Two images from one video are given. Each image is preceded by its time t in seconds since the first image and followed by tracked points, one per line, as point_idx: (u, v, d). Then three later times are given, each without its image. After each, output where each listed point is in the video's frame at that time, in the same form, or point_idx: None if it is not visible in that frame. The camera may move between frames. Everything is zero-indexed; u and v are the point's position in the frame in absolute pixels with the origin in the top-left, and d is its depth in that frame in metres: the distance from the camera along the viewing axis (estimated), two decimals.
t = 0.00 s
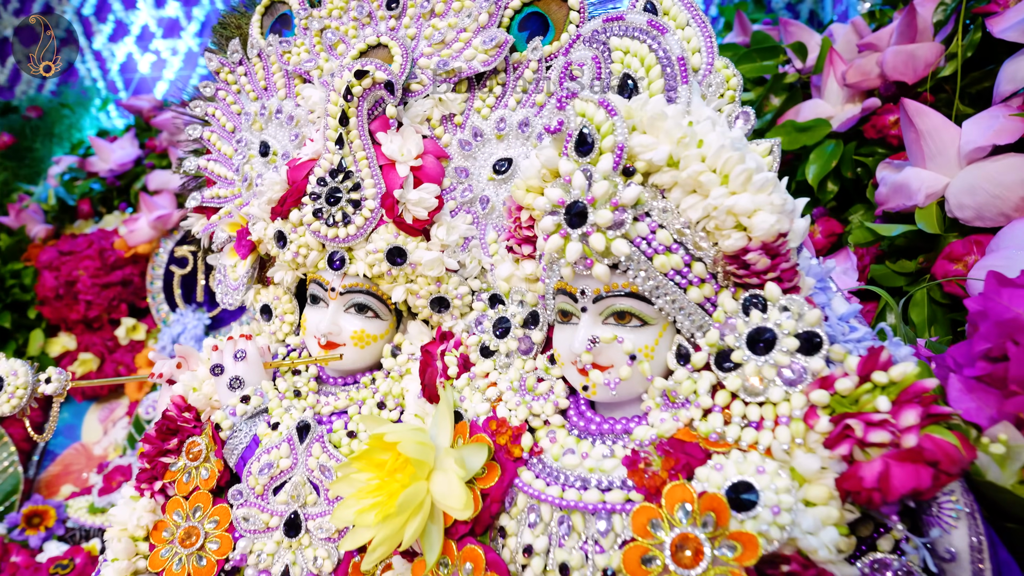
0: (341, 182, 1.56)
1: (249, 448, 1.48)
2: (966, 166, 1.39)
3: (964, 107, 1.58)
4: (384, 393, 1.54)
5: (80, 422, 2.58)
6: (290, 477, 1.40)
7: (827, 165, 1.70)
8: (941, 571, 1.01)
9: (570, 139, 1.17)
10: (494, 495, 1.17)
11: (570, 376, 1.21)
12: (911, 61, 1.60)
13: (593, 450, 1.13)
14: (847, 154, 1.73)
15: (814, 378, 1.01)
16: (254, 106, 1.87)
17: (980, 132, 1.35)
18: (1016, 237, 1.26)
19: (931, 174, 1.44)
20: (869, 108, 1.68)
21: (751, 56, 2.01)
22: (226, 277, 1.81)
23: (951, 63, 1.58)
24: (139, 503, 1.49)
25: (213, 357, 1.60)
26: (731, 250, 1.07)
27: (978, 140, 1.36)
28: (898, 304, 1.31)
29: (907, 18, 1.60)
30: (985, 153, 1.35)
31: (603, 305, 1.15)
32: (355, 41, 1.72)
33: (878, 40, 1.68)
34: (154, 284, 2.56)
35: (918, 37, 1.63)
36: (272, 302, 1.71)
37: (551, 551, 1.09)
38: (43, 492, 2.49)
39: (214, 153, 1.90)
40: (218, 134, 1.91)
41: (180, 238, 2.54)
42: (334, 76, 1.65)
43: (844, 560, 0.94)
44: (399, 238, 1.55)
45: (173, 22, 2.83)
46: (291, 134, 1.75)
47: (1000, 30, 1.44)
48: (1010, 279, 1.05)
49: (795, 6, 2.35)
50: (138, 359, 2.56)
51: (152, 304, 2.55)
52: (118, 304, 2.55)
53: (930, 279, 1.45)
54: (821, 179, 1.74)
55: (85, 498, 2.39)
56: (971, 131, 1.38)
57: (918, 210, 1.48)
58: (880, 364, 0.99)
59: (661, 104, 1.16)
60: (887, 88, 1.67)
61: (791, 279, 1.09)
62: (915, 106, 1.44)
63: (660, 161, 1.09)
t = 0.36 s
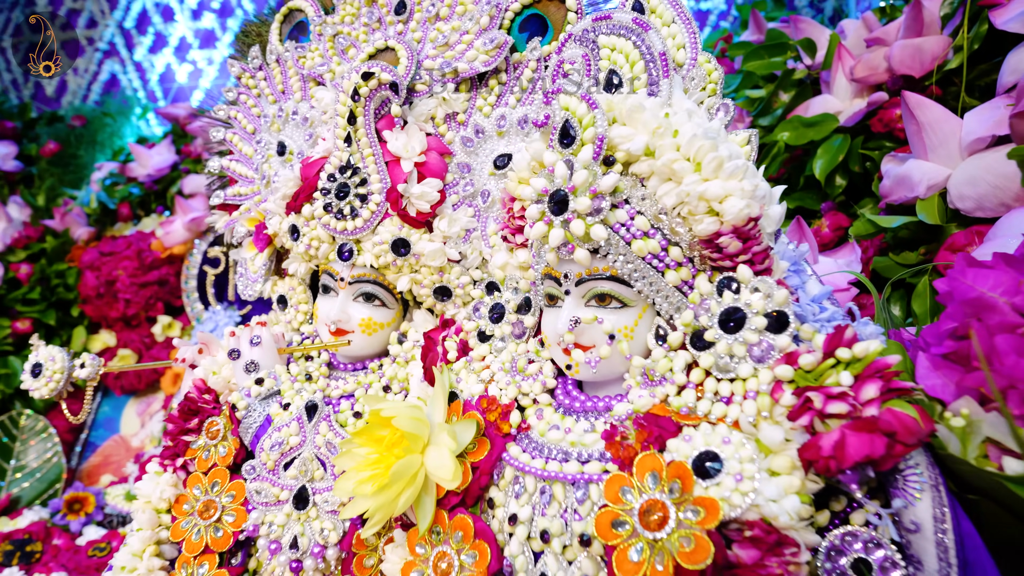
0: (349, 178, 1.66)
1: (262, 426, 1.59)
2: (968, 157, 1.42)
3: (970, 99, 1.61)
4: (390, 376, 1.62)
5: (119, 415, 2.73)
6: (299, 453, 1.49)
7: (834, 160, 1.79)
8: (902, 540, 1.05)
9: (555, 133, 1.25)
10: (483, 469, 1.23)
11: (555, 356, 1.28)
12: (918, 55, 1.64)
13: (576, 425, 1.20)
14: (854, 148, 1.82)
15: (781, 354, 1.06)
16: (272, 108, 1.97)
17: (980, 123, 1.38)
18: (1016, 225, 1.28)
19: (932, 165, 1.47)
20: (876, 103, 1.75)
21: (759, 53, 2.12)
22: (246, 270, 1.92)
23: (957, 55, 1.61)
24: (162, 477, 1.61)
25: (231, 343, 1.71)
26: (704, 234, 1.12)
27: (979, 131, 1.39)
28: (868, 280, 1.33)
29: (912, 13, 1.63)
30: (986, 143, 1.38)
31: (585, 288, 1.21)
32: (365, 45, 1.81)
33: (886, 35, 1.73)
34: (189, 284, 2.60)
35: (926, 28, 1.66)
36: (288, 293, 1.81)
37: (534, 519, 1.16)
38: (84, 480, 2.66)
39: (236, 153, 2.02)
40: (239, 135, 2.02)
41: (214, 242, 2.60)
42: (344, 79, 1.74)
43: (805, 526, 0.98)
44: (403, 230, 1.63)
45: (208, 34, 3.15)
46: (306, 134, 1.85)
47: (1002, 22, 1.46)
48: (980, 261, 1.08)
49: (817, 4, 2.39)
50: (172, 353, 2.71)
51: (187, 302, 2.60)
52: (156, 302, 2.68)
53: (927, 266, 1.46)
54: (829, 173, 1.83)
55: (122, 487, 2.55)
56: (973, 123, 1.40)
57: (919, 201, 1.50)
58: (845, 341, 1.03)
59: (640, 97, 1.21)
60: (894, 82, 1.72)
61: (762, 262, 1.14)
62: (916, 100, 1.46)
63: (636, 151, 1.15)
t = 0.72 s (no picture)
0: (365, 180, 1.77)
1: (284, 410, 1.72)
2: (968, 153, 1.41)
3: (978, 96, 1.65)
4: (403, 366, 1.72)
5: (160, 410, 2.91)
6: (317, 434, 1.63)
7: (842, 157, 1.91)
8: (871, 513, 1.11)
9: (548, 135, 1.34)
10: (482, 447, 1.33)
11: (548, 342, 1.37)
12: (925, 53, 1.68)
13: (566, 407, 1.29)
14: (861, 147, 1.94)
15: (754, 338, 1.13)
16: (296, 116, 2.10)
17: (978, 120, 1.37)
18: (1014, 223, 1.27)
19: (935, 162, 1.51)
20: (882, 102, 1.84)
21: (768, 54, 2.20)
22: (272, 268, 2.05)
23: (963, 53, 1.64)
24: (194, 458, 1.74)
25: (257, 335, 1.85)
26: (684, 227, 1.20)
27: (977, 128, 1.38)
28: (850, 273, 1.38)
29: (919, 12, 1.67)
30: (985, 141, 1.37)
31: (575, 279, 1.30)
32: (381, 55, 1.93)
33: (894, 33, 1.77)
34: (224, 285, 2.72)
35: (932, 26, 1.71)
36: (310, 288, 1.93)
37: (527, 493, 1.25)
38: (127, 471, 2.83)
39: (264, 158, 2.16)
40: (266, 141, 2.16)
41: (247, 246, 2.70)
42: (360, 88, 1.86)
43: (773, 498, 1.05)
44: (415, 228, 1.74)
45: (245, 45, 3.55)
46: (326, 140, 1.97)
47: (1004, 18, 1.47)
48: (949, 250, 1.14)
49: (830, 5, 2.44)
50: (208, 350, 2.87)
51: (224, 303, 2.73)
52: (194, 302, 2.84)
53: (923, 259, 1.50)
54: (837, 170, 1.95)
55: (162, 476, 2.72)
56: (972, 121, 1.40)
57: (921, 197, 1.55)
58: (813, 326, 1.09)
59: (626, 100, 1.30)
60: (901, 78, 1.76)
61: (739, 253, 1.21)
62: (916, 97, 1.50)
63: (621, 151, 1.23)
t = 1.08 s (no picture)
0: (386, 185, 1.92)
1: (313, 395, 1.90)
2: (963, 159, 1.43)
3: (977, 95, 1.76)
4: (421, 355, 1.88)
5: (202, 403, 3.12)
6: (342, 417, 1.80)
7: (847, 158, 2.01)
8: (838, 487, 1.21)
9: (548, 143, 1.48)
10: (487, 426, 1.47)
11: (548, 332, 1.49)
12: (927, 55, 1.79)
13: (563, 390, 1.42)
14: (866, 147, 2.04)
15: (730, 325, 1.25)
16: (324, 126, 2.27)
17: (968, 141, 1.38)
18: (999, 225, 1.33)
19: (931, 162, 1.59)
20: (886, 103, 1.94)
21: (777, 59, 2.32)
22: (303, 267, 2.22)
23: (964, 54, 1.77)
24: (231, 439, 1.92)
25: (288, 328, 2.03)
26: (668, 225, 1.32)
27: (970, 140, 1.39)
28: (828, 267, 1.46)
29: (919, 17, 1.79)
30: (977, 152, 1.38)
31: (571, 273, 1.43)
32: (403, 69, 2.08)
33: (898, 36, 1.90)
34: (262, 284, 2.90)
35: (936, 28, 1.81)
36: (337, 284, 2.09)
37: (527, 466, 1.39)
38: (172, 460, 3.05)
39: (295, 166, 2.33)
40: (298, 150, 2.33)
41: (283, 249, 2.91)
42: (383, 100, 2.01)
43: (745, 470, 1.16)
44: (432, 229, 1.88)
45: (280, 56, 3.83)
46: (351, 148, 2.13)
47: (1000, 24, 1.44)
48: (914, 245, 1.23)
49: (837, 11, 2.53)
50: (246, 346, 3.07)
51: (261, 302, 2.90)
52: (233, 301, 3.04)
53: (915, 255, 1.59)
54: (842, 170, 2.04)
55: (203, 465, 2.91)
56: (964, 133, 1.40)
57: (918, 196, 1.63)
58: (783, 315, 1.20)
59: (617, 110, 1.42)
60: (905, 82, 1.85)
61: (719, 248, 1.32)
62: (912, 100, 1.59)
63: (611, 157, 1.36)
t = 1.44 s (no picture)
0: (406, 202, 2.06)
1: (339, 395, 2.06)
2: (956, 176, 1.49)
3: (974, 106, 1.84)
4: (439, 360, 2.02)
5: (238, 403, 3.30)
6: (366, 416, 1.95)
7: (851, 169, 2.08)
8: (815, 485, 1.31)
9: (550, 166, 1.61)
10: (496, 425, 1.61)
11: (552, 340, 1.63)
12: (930, 69, 1.87)
13: (564, 393, 1.55)
14: (870, 159, 2.12)
15: (713, 334, 1.37)
16: (350, 145, 2.42)
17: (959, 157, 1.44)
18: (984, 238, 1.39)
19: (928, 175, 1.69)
20: (887, 116, 2.01)
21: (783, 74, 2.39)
22: (332, 277, 2.38)
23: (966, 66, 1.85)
24: (265, 436, 2.09)
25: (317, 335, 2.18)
26: (659, 242, 1.44)
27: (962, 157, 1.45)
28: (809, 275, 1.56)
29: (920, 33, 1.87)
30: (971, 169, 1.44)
31: (571, 286, 1.56)
32: (423, 92, 2.23)
33: (902, 51, 1.99)
34: (294, 290, 3.05)
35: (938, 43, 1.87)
36: (362, 294, 2.23)
37: (531, 462, 1.53)
38: (210, 457, 3.22)
39: (324, 182, 2.49)
40: (326, 167, 2.49)
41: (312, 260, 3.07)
42: (403, 121, 2.16)
43: (726, 467, 1.27)
44: (449, 243, 2.02)
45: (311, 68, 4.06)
46: (375, 166, 2.28)
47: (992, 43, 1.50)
48: (887, 261, 1.33)
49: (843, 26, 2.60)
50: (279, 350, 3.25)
51: (294, 307, 3.05)
52: (267, 306, 3.22)
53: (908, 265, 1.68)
54: (848, 181, 2.12)
55: (239, 462, 3.09)
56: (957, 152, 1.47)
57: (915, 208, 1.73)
58: (762, 325, 1.32)
59: (615, 135, 1.54)
60: (909, 95, 1.94)
61: (706, 264, 1.44)
62: (910, 115, 1.69)
63: (607, 179, 1.48)
